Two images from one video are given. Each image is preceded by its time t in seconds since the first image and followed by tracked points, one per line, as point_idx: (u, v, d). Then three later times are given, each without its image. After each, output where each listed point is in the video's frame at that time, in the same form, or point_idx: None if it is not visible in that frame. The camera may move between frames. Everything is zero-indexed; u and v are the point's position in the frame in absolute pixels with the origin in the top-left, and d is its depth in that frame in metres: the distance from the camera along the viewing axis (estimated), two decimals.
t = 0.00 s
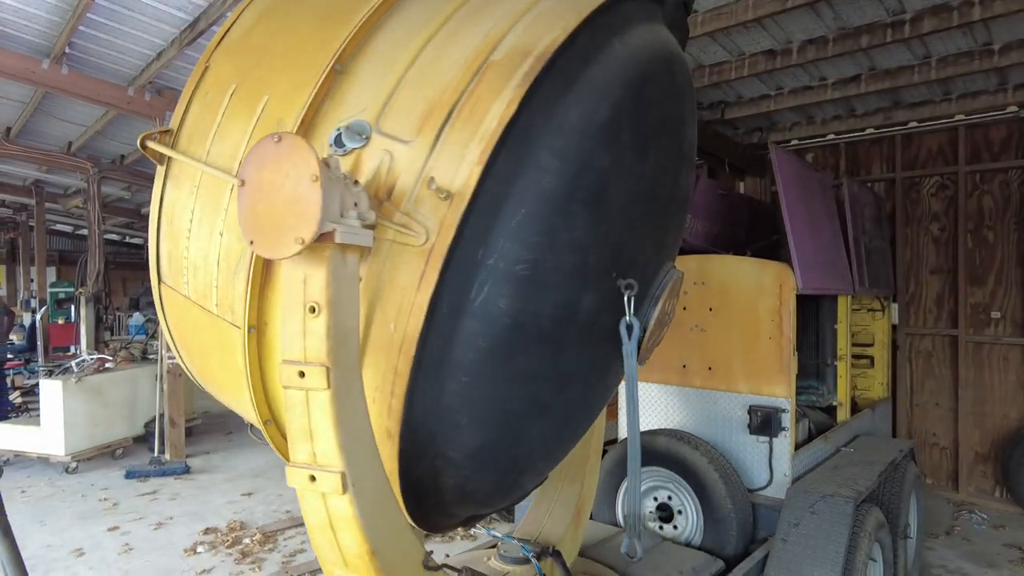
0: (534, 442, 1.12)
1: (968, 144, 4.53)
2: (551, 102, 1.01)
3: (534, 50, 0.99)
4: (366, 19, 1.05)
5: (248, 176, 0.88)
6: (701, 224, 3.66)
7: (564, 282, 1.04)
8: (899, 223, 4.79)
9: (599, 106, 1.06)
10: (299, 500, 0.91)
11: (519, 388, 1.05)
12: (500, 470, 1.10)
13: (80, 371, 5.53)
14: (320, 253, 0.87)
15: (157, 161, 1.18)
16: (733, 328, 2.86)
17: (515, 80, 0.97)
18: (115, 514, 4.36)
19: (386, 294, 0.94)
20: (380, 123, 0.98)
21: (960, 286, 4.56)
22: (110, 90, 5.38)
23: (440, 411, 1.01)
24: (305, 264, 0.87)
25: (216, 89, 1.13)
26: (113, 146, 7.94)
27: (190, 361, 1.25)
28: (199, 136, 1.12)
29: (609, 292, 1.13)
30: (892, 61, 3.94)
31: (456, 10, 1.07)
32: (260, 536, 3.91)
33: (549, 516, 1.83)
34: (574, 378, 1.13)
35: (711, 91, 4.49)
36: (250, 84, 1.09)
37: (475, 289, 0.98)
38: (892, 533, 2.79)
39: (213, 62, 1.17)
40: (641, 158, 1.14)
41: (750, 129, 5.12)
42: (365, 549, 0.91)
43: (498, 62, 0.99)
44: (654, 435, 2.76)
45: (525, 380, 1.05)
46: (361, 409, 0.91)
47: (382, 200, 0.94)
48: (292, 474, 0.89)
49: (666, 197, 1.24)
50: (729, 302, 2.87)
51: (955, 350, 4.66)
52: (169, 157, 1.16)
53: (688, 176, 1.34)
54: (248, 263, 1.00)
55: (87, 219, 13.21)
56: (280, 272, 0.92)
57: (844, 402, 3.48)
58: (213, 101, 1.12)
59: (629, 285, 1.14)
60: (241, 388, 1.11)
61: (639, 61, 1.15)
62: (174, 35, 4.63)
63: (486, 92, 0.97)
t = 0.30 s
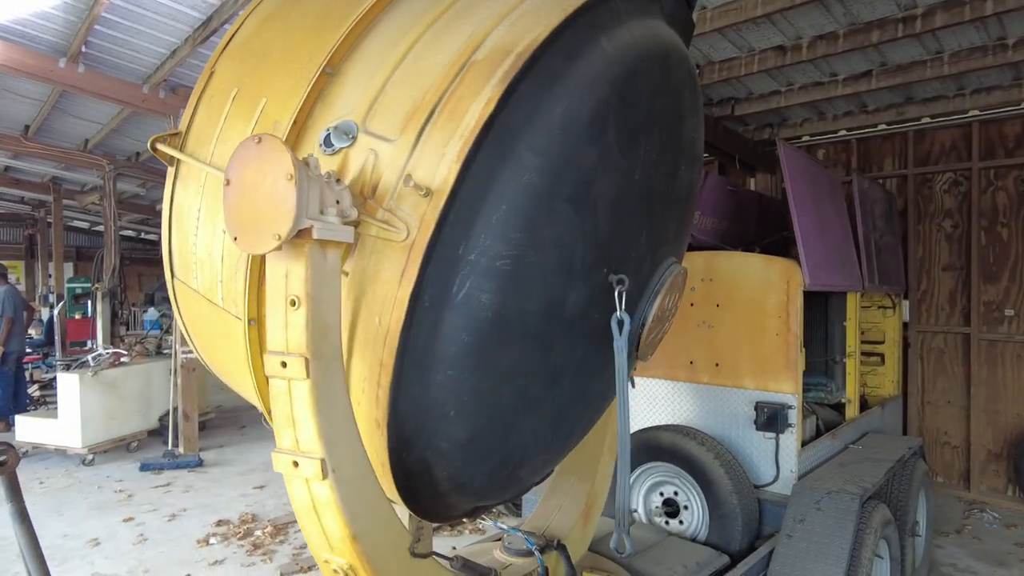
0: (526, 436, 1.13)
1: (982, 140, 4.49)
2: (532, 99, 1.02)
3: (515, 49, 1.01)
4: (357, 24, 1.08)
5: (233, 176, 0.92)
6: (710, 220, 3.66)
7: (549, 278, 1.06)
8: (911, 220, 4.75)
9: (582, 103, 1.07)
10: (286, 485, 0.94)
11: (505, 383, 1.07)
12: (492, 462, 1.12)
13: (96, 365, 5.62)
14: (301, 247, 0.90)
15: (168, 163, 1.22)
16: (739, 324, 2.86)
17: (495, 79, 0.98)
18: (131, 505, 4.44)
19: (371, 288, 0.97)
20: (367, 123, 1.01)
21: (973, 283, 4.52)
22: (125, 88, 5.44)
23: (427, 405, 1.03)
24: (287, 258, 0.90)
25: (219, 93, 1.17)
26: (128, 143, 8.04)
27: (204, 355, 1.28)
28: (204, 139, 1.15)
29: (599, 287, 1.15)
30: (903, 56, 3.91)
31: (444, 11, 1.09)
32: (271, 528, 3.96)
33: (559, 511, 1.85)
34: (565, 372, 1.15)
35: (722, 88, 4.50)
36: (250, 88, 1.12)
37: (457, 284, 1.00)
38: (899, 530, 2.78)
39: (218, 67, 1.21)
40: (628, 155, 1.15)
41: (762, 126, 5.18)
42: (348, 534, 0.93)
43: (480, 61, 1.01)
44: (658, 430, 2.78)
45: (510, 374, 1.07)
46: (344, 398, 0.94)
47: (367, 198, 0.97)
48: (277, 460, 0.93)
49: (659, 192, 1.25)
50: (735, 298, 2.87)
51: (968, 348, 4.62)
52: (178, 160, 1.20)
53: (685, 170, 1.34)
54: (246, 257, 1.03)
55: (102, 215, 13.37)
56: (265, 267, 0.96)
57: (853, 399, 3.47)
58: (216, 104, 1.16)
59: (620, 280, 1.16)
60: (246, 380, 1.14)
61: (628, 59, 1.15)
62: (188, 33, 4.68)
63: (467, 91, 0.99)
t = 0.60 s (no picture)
0: (521, 429, 1.13)
1: (996, 136, 4.44)
2: (518, 93, 1.03)
3: (501, 43, 1.01)
4: (351, 22, 1.09)
5: (221, 171, 0.94)
6: (719, 216, 3.65)
7: (538, 270, 1.06)
8: (922, 217, 4.71)
9: (570, 96, 1.07)
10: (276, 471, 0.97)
11: (496, 376, 1.07)
12: (488, 454, 1.12)
13: (108, 359, 5.68)
14: (285, 240, 0.92)
15: (178, 162, 1.24)
16: (747, 320, 2.86)
17: (479, 74, 0.99)
18: (141, 498, 4.49)
19: (358, 281, 0.98)
20: (358, 119, 1.02)
21: (985, 281, 4.48)
22: (137, 85, 5.48)
23: (418, 397, 1.04)
24: (272, 251, 0.92)
25: (225, 92, 1.19)
26: (140, 139, 8.10)
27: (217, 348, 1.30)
28: (211, 138, 1.17)
29: (594, 282, 1.14)
30: (915, 50, 3.87)
31: (436, 7, 1.09)
32: (280, 521, 3.99)
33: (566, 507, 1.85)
34: (561, 367, 1.14)
35: (731, 84, 4.49)
36: (253, 86, 1.13)
37: (443, 276, 1.00)
38: (906, 529, 2.76)
39: (224, 67, 1.23)
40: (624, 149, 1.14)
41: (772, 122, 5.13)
42: (334, 520, 0.95)
43: (466, 56, 1.01)
44: (666, 427, 2.77)
45: (501, 368, 1.07)
46: (330, 387, 0.96)
47: (355, 192, 0.98)
48: (266, 447, 0.95)
49: (658, 186, 1.24)
50: (744, 294, 2.86)
51: (979, 346, 4.58)
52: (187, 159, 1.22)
53: (686, 162, 1.32)
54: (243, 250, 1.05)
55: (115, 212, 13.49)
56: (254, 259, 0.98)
57: (862, 396, 3.45)
58: (222, 104, 1.18)
59: (613, 274, 1.15)
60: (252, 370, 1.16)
61: (621, 52, 1.15)
62: (198, 30, 4.71)
63: (453, 86, 0.99)
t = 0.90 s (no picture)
0: (515, 419, 1.14)
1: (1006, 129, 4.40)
2: (501, 85, 1.02)
3: (483, 36, 1.01)
4: (343, 19, 1.10)
5: (211, 164, 0.96)
6: (726, 210, 3.62)
7: (525, 261, 1.05)
8: (931, 211, 4.69)
9: (554, 86, 1.05)
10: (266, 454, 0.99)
11: (486, 366, 1.07)
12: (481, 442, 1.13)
13: (118, 353, 5.73)
14: (271, 230, 0.94)
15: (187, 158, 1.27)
16: (751, 314, 2.85)
17: (461, 68, 0.99)
18: (151, 489, 4.53)
19: (345, 272, 1.00)
20: (347, 112, 1.02)
21: (994, 275, 4.45)
22: (146, 80, 5.51)
23: (406, 386, 1.05)
24: (258, 241, 0.94)
25: (227, 90, 1.20)
26: (149, 134, 8.14)
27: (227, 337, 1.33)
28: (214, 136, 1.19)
29: (584, 272, 1.13)
30: (925, 43, 3.84)
31: (425, 3, 1.09)
32: (287, 513, 4.03)
33: (577, 498, 1.88)
34: (555, 358, 1.14)
35: (738, 77, 4.47)
36: (252, 84, 1.15)
37: (429, 266, 1.00)
38: (911, 523, 2.76)
39: (227, 66, 1.25)
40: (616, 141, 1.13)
41: (779, 115, 5.07)
42: (320, 504, 0.97)
43: (449, 50, 1.01)
44: (672, 420, 2.76)
45: (490, 358, 1.07)
46: (318, 374, 0.98)
47: (342, 184, 0.99)
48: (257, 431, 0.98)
49: (655, 177, 1.22)
50: (749, 287, 2.86)
51: (988, 341, 4.55)
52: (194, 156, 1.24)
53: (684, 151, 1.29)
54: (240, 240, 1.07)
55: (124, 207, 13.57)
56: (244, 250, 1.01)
57: (868, 391, 3.44)
58: (224, 101, 1.20)
59: (605, 265, 1.14)
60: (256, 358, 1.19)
61: (610, 42, 1.13)
62: (206, 25, 4.73)
63: (436, 78, 0.99)
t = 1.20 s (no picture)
0: (512, 411, 1.16)
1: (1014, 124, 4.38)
2: (490, 80, 1.01)
3: (472, 34, 1.00)
4: (343, 19, 1.10)
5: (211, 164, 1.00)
6: (733, 206, 3.64)
7: (516, 255, 1.05)
8: (938, 208, 4.67)
9: (543, 81, 1.04)
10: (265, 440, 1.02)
11: (479, 358, 1.08)
12: (475, 432, 1.15)
13: (127, 348, 5.79)
14: (265, 225, 0.96)
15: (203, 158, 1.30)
16: (756, 309, 2.87)
17: (450, 67, 0.98)
18: (160, 483, 4.58)
19: (340, 266, 1.01)
20: (343, 111, 1.03)
21: (1001, 271, 4.43)
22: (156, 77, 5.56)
23: (401, 378, 1.06)
24: (253, 235, 0.96)
25: (237, 91, 1.22)
26: (158, 131, 8.20)
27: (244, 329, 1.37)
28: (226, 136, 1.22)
29: (576, 267, 1.12)
30: (933, 38, 3.82)
31: (419, 4, 1.09)
32: (294, 507, 4.06)
33: (585, 490, 1.92)
34: (550, 352, 1.15)
35: (744, 74, 4.47)
36: (259, 85, 1.17)
37: (421, 260, 1.00)
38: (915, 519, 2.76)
39: (237, 68, 1.27)
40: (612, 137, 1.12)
41: (785, 111, 5.12)
42: (314, 487, 1.00)
43: (441, 48, 1.01)
44: (676, 414, 2.79)
45: (484, 350, 1.08)
46: (312, 363, 1.01)
47: (337, 181, 1.00)
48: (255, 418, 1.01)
49: (653, 172, 1.20)
50: (754, 282, 2.86)
51: (995, 338, 4.53)
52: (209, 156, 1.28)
53: (683, 145, 1.27)
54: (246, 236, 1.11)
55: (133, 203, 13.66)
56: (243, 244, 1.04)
57: (873, 387, 3.44)
58: (233, 103, 1.22)
59: (599, 259, 1.13)
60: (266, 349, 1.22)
61: (602, 36, 1.11)
62: (214, 22, 4.76)
63: (428, 76, 0.99)
